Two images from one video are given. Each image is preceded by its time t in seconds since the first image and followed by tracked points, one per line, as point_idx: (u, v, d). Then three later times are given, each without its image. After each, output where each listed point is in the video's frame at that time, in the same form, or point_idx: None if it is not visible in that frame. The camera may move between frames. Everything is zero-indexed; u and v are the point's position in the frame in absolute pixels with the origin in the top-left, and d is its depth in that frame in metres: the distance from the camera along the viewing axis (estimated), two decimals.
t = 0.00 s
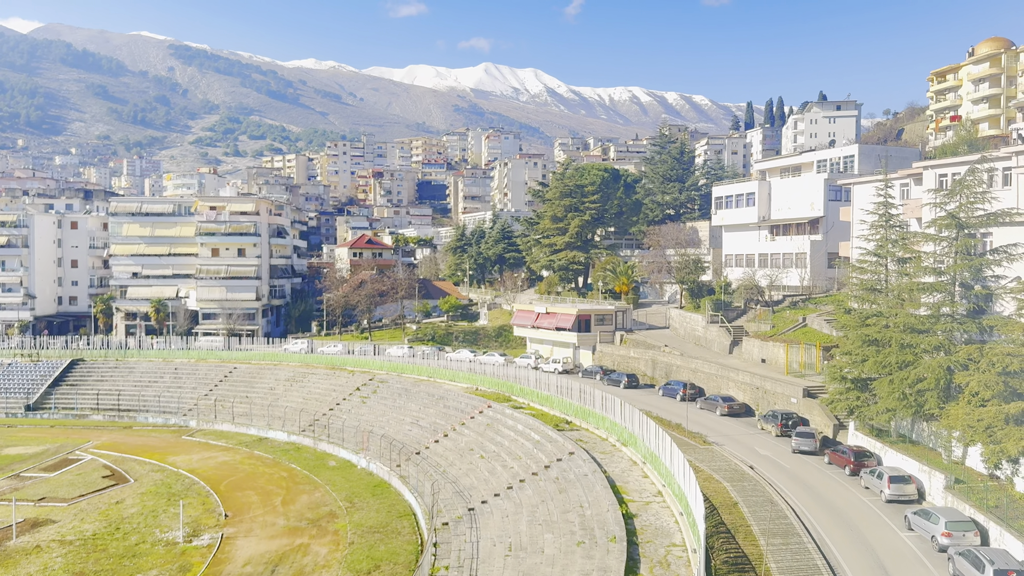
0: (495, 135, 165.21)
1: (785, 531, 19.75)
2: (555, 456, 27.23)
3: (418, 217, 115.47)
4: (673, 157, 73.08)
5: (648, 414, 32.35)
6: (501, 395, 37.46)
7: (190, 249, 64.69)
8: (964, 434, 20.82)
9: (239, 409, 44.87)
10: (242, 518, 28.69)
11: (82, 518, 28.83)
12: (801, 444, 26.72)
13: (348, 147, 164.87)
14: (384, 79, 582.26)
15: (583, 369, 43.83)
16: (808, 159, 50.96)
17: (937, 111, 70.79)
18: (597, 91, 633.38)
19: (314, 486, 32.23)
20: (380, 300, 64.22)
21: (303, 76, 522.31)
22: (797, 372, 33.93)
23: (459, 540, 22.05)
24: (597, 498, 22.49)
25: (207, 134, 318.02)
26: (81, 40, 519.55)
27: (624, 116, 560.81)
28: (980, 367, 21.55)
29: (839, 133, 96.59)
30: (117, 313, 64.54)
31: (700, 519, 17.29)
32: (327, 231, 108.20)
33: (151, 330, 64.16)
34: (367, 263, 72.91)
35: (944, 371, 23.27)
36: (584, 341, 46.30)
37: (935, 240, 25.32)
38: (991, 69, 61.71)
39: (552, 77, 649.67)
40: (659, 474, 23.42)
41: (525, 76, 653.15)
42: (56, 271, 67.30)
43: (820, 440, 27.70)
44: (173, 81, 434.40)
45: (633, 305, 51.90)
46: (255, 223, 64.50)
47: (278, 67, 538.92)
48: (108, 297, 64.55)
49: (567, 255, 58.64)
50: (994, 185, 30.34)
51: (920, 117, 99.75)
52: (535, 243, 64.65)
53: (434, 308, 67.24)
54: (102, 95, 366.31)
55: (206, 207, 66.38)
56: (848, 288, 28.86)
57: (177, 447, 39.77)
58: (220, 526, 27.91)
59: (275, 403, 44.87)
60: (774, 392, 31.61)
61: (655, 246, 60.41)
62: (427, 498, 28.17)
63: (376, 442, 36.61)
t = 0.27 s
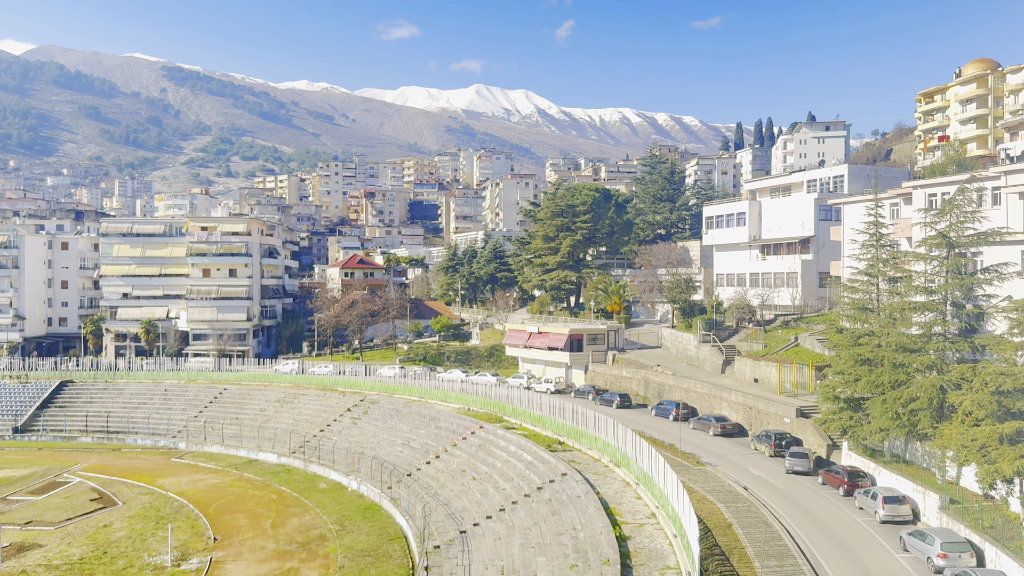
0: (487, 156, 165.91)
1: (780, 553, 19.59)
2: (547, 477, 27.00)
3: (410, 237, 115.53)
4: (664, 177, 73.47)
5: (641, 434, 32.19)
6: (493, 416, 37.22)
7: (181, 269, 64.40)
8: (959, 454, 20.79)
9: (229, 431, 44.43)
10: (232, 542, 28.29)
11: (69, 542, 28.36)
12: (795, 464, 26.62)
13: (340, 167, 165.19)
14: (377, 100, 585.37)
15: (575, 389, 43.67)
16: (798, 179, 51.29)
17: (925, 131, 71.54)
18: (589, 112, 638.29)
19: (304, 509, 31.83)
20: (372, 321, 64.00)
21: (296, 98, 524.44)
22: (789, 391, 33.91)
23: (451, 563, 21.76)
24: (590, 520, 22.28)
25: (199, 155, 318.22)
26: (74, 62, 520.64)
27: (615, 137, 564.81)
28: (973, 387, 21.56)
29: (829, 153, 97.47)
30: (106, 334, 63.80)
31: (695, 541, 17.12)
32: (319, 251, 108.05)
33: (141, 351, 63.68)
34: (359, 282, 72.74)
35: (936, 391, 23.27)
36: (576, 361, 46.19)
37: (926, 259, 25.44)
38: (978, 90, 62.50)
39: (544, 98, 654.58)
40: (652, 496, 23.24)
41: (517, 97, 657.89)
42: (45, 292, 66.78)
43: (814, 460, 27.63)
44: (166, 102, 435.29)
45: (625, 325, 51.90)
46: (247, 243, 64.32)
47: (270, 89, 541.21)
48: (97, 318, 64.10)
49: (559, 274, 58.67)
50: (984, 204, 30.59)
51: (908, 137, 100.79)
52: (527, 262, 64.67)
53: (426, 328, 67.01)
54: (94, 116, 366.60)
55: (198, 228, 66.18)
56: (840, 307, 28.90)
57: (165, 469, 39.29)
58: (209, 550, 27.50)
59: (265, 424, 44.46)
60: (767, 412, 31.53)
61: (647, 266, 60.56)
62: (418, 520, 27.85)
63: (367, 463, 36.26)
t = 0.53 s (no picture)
0: (488, 171, 166.38)
1: (784, 572, 19.37)
2: (548, 495, 26.79)
3: (410, 252, 115.57)
4: (665, 193, 73.55)
5: (642, 451, 31.97)
6: (493, 432, 37.01)
7: (181, 284, 64.38)
8: (963, 471, 20.61)
9: (228, 447, 44.22)
10: (230, 559, 28.04)
11: (66, 560, 28.11)
12: (798, 482, 26.42)
13: (342, 183, 165.64)
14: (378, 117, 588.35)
15: (576, 406, 43.47)
16: (798, 195, 51.31)
17: (925, 147, 71.69)
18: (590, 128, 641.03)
19: (303, 527, 31.58)
20: (372, 336, 63.89)
21: (298, 114, 527.15)
22: (792, 408, 33.72)
23: None
24: (592, 539, 22.04)
25: (201, 171, 319.38)
26: (77, 78, 523.96)
27: (616, 153, 566.75)
28: (978, 404, 21.42)
29: (829, 169, 97.69)
30: (106, 349, 63.81)
31: (697, 560, 16.91)
32: (320, 267, 108.07)
33: (141, 367, 63.53)
34: (360, 298, 72.66)
35: (940, 408, 23.11)
36: (577, 377, 46.01)
37: (928, 276, 25.37)
38: (979, 106, 62.70)
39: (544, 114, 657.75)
40: (654, 514, 23.02)
41: (518, 114, 661.17)
42: (46, 307, 66.80)
43: (817, 477, 27.41)
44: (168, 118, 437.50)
45: (626, 340, 51.75)
46: (248, 258, 64.34)
47: (272, 105, 544.20)
48: (98, 334, 64.03)
49: (560, 289, 58.59)
50: (986, 220, 30.55)
51: (908, 153, 101.02)
52: (527, 278, 64.62)
53: (426, 343, 66.87)
54: (96, 132, 368.42)
55: (199, 243, 66.22)
56: (842, 323, 28.79)
57: (164, 485, 39.05)
58: (207, 568, 27.25)
59: (264, 441, 44.24)
60: (770, 429, 31.32)
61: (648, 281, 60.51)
62: (418, 538, 27.60)
63: (367, 480, 36.03)
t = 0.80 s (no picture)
0: (492, 182, 166.72)
1: None
2: (552, 507, 26.64)
3: (415, 262, 115.67)
4: (669, 204, 73.55)
5: (647, 463, 31.78)
6: (497, 443, 36.88)
7: (186, 294, 64.52)
8: (970, 485, 20.41)
9: (231, 457, 44.16)
10: (232, 571, 27.94)
11: (68, 570, 28.04)
12: (804, 495, 26.21)
13: (347, 194, 166.17)
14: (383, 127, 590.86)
15: (580, 417, 43.27)
16: (804, 206, 51.22)
17: (931, 158, 71.58)
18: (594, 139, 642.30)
19: (306, 538, 31.46)
20: (376, 346, 63.87)
21: (304, 125, 529.77)
22: (798, 421, 33.51)
23: None
24: (596, 551, 21.88)
25: (207, 181, 320.85)
26: (85, 89, 527.80)
27: (621, 164, 567.63)
28: (985, 416, 21.24)
29: (834, 180, 97.62)
30: (111, 359, 63.79)
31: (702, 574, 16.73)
32: (325, 277, 108.24)
33: (146, 376, 63.58)
34: (364, 308, 72.70)
35: (947, 420, 22.94)
36: (582, 388, 45.88)
37: (934, 287, 25.26)
38: (984, 117, 62.64)
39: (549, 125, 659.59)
40: (658, 526, 22.84)
41: (522, 125, 663.25)
42: (51, 317, 67.03)
43: (823, 490, 27.20)
44: (175, 129, 440.07)
45: (631, 351, 51.62)
46: (252, 268, 64.47)
47: (278, 116, 547.16)
48: (103, 343, 64.19)
49: (564, 300, 58.54)
50: (992, 232, 30.42)
51: (914, 164, 100.86)
52: (532, 288, 64.60)
53: (431, 354, 66.79)
54: (103, 142, 370.70)
55: (204, 253, 66.42)
56: (848, 335, 28.66)
57: (167, 496, 38.99)
58: None
59: (268, 451, 44.16)
60: (775, 441, 31.13)
61: (652, 292, 60.41)
62: (421, 550, 27.46)
63: (370, 491, 35.90)
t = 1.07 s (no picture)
0: (496, 191, 166.94)
1: None
2: (555, 516, 26.54)
3: (419, 270, 115.69)
4: (673, 213, 73.48)
5: (650, 472, 31.66)
6: (500, 452, 36.78)
7: (190, 301, 64.64)
8: (975, 495, 20.31)
9: (234, 465, 44.11)
10: None
11: None
12: (808, 505, 26.08)
13: (351, 201, 166.49)
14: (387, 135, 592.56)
15: (584, 426, 43.17)
16: (808, 215, 51.17)
17: (935, 167, 71.54)
18: (598, 147, 643.07)
19: (308, 546, 31.37)
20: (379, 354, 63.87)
21: (308, 133, 531.34)
22: (802, 430, 33.38)
23: None
24: (599, 561, 21.76)
25: (212, 188, 321.81)
26: (90, 96, 530.27)
27: (624, 173, 568.19)
28: (990, 426, 21.14)
29: (838, 189, 97.55)
30: (115, 366, 63.86)
31: None
32: (328, 284, 108.31)
33: (149, 384, 63.58)
34: (367, 316, 72.74)
35: (952, 430, 22.82)
36: (585, 396, 45.79)
37: (938, 296, 25.19)
38: (989, 126, 62.61)
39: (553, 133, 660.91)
40: (662, 536, 22.73)
41: (526, 133, 664.64)
42: (55, 323, 67.13)
43: (827, 500, 27.07)
44: (179, 137, 441.81)
45: (634, 360, 51.52)
46: (256, 276, 64.57)
47: (282, 124, 549.16)
48: (106, 350, 64.28)
49: (568, 308, 58.45)
50: (997, 241, 30.35)
51: (918, 174, 100.77)
52: (535, 296, 64.58)
53: (434, 362, 66.77)
54: (108, 149, 372.25)
55: (208, 260, 66.59)
56: (852, 344, 28.58)
57: (169, 503, 38.93)
58: None
59: (270, 459, 44.10)
60: (779, 450, 31.02)
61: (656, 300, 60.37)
62: (423, 559, 27.35)
63: (373, 499, 35.83)
